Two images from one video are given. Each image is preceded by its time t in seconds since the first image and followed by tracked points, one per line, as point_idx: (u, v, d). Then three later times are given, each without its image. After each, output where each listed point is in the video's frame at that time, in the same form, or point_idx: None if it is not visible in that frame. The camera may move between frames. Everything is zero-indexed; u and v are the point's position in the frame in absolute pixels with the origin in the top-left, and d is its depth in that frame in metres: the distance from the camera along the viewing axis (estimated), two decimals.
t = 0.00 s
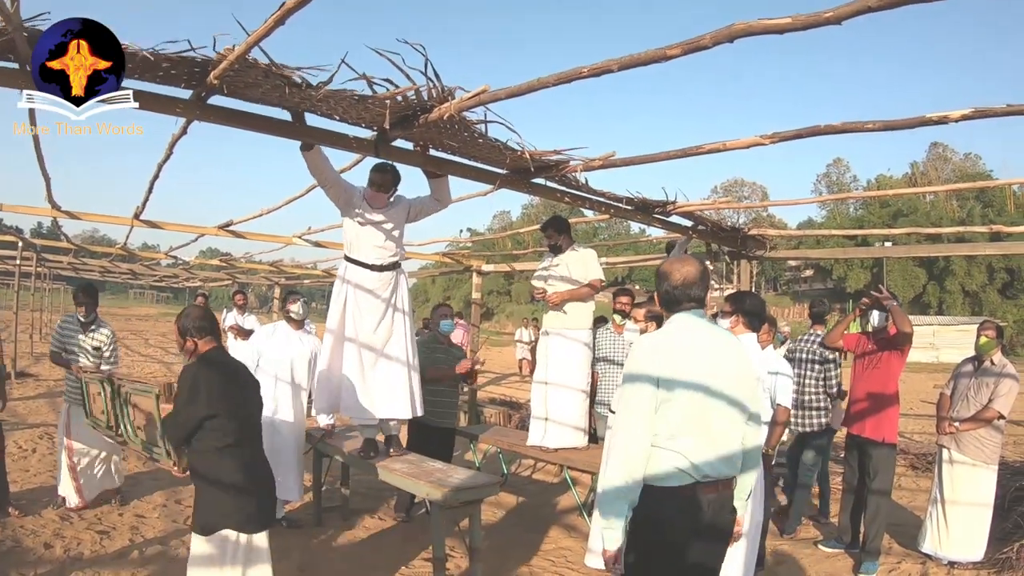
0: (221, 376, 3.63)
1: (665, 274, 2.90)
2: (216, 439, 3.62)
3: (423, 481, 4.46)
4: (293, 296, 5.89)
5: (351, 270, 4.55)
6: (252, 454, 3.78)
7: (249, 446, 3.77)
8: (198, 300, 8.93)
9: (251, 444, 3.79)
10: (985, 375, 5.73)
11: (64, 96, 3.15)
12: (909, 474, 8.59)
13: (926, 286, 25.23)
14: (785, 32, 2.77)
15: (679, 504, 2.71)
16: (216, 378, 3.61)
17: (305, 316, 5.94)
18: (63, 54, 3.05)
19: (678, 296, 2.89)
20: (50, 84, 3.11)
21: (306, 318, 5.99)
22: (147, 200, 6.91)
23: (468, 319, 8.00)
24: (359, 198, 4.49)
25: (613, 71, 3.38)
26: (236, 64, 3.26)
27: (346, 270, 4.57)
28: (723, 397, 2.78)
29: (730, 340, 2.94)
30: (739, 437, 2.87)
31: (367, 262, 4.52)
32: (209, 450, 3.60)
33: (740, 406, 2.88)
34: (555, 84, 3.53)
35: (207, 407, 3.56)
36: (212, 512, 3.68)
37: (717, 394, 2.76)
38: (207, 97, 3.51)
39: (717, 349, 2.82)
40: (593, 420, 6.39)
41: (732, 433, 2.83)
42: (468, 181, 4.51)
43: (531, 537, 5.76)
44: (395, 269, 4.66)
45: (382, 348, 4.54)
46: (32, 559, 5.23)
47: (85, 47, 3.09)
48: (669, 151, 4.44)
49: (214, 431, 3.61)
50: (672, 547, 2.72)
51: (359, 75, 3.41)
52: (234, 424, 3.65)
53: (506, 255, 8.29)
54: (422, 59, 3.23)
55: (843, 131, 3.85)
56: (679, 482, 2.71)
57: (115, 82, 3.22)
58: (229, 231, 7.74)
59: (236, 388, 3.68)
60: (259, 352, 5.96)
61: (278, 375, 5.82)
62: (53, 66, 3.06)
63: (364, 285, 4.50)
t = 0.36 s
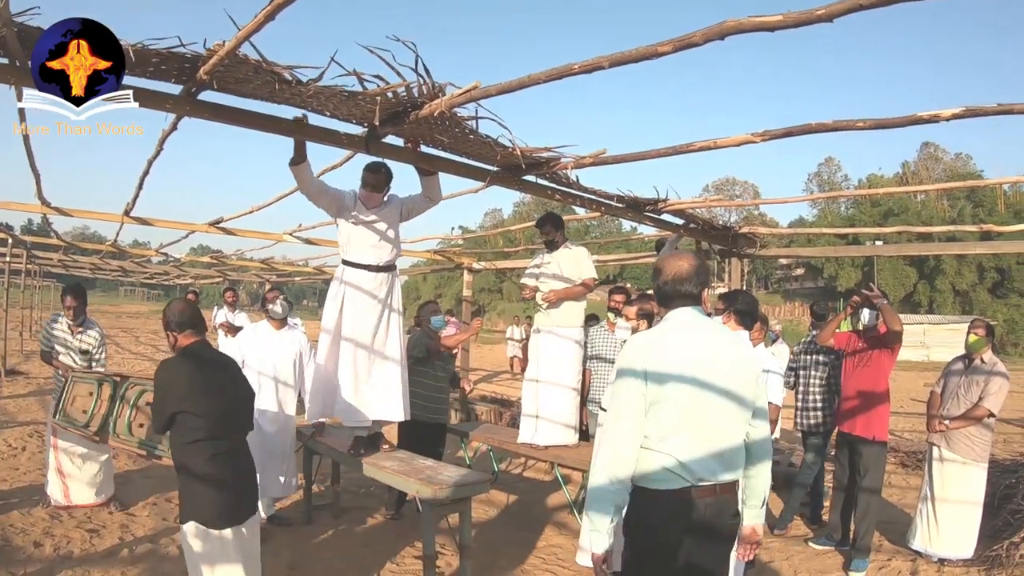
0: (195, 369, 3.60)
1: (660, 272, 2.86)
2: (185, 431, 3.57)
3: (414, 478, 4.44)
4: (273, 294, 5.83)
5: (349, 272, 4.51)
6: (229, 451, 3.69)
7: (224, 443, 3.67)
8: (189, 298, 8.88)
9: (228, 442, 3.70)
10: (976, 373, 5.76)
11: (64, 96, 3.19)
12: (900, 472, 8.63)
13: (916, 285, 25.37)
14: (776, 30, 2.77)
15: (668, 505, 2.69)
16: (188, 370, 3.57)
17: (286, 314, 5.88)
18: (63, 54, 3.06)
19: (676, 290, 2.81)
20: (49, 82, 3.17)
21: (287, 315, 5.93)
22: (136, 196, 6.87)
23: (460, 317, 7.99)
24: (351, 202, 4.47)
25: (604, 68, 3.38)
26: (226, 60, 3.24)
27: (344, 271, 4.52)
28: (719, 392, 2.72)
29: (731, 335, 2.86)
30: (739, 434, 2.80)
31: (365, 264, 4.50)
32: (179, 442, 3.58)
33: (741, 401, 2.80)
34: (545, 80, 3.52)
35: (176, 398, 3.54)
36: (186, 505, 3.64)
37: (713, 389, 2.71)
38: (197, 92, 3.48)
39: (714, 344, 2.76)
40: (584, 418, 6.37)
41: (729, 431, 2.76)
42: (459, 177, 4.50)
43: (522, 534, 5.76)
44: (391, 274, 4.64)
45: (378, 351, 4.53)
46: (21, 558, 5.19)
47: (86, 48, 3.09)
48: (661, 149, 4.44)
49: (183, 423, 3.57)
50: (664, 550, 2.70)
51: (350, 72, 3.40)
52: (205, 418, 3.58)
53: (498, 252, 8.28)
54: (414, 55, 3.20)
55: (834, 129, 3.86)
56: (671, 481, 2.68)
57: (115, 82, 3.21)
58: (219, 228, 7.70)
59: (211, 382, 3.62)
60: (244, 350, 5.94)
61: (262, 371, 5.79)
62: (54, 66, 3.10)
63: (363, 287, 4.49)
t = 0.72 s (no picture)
0: (183, 361, 3.57)
1: (675, 268, 2.81)
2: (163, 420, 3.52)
3: (404, 476, 4.43)
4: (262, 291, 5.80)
5: (349, 273, 4.48)
6: (204, 449, 3.60)
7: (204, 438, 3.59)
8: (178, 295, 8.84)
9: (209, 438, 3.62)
10: (964, 372, 5.80)
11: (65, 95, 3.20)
12: (888, 470, 8.68)
13: (906, 285, 25.51)
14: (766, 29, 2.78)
15: (666, 508, 2.63)
16: (175, 362, 3.55)
17: (275, 312, 5.87)
18: (63, 53, 3.07)
19: (687, 288, 2.78)
20: (48, 81, 3.18)
21: (276, 313, 5.92)
22: (126, 193, 6.82)
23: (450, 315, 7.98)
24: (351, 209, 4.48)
25: (595, 66, 3.38)
26: (216, 56, 3.22)
27: (344, 272, 4.48)
28: (723, 390, 2.63)
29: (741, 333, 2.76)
30: (746, 435, 2.70)
31: (364, 267, 4.48)
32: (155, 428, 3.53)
33: (749, 401, 2.69)
34: (535, 79, 3.52)
35: (159, 387, 3.50)
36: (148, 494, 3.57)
37: (715, 388, 2.62)
38: (186, 88, 3.45)
39: (718, 340, 2.68)
40: (574, 416, 6.38)
41: (735, 430, 2.66)
42: (449, 175, 4.50)
43: (512, 533, 5.77)
44: (387, 278, 4.63)
45: (377, 354, 4.50)
46: (10, 556, 5.16)
47: (86, 47, 3.08)
48: (651, 147, 4.44)
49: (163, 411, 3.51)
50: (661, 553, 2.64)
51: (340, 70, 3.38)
52: (186, 412, 3.52)
53: (489, 250, 8.27)
54: (404, 53, 3.14)
55: (823, 129, 3.88)
56: (669, 478, 2.63)
57: (114, 82, 3.22)
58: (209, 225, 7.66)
59: (199, 377, 3.58)
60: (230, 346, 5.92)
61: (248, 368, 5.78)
62: (54, 65, 3.13)
63: (364, 291, 4.46)
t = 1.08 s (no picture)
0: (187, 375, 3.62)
1: (711, 269, 2.77)
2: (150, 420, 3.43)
3: (396, 475, 4.42)
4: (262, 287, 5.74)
5: (348, 275, 4.44)
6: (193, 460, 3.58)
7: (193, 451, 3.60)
8: (171, 293, 8.81)
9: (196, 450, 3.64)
10: (955, 373, 5.83)
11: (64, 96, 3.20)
12: (879, 470, 8.72)
13: (899, 286, 25.59)
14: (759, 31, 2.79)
15: (683, 508, 2.60)
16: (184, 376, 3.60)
17: (275, 309, 5.80)
18: (63, 54, 3.06)
19: (719, 291, 2.74)
20: (48, 81, 3.18)
21: (276, 311, 5.85)
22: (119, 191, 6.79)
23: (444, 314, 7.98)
24: (359, 211, 4.43)
25: (588, 66, 3.38)
26: (210, 54, 3.21)
27: (343, 273, 4.44)
28: (718, 388, 2.57)
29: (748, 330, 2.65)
30: (762, 435, 2.60)
31: (365, 269, 4.48)
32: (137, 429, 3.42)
33: (754, 399, 2.57)
34: (528, 78, 3.53)
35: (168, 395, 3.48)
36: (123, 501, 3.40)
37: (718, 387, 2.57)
38: (179, 86, 3.44)
39: (722, 340, 2.63)
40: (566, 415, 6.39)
41: (742, 429, 2.56)
42: (441, 173, 4.50)
43: (505, 532, 5.77)
44: (384, 280, 4.63)
45: (375, 355, 4.51)
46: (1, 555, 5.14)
47: (85, 48, 3.08)
48: (644, 147, 4.45)
49: (155, 411, 3.44)
50: (678, 551, 2.63)
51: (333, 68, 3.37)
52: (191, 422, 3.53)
53: (482, 249, 8.27)
54: (399, 53, 3.16)
55: (815, 130, 3.90)
56: (674, 475, 2.65)
57: (114, 82, 3.25)
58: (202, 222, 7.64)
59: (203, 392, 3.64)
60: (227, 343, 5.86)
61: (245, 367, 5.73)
62: (54, 65, 3.12)
63: (363, 294, 4.46)
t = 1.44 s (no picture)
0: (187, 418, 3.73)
1: (733, 273, 2.79)
2: (151, 428, 3.49)
3: (391, 475, 4.42)
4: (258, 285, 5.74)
5: (348, 276, 4.43)
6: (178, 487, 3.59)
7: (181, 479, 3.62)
8: (164, 292, 8.81)
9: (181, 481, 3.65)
10: (946, 374, 5.87)
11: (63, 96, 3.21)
12: (870, 471, 8.75)
13: (892, 288, 25.66)
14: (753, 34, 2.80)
15: (687, 510, 2.62)
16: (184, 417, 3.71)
17: (271, 308, 5.83)
18: (63, 54, 3.07)
19: (739, 293, 2.76)
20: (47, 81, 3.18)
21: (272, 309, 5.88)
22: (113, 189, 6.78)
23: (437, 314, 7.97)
24: (359, 212, 4.43)
25: (582, 68, 3.39)
26: (206, 52, 3.20)
27: (343, 274, 4.42)
28: (716, 389, 2.61)
29: (752, 332, 2.66)
30: (769, 435, 2.58)
31: (365, 270, 4.49)
32: (137, 435, 3.48)
33: (753, 398, 2.57)
34: (523, 80, 3.53)
35: (170, 423, 3.57)
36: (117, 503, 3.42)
37: (727, 385, 2.60)
38: (174, 84, 3.43)
39: (732, 340, 2.66)
40: (559, 416, 6.40)
41: (740, 428, 2.57)
42: (434, 173, 4.50)
43: (498, 531, 5.78)
44: (381, 280, 4.65)
45: (372, 355, 4.52)
46: None
47: (84, 47, 3.09)
48: (638, 148, 4.47)
49: (155, 422, 3.51)
50: (684, 553, 2.64)
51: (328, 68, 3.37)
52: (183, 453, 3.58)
53: (475, 249, 8.27)
54: (393, 54, 3.15)
55: (808, 133, 3.92)
56: (677, 472, 2.71)
57: (115, 82, 3.26)
58: (196, 221, 7.62)
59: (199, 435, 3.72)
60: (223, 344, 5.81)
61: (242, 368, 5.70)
62: (54, 65, 3.12)
63: (362, 296, 4.47)
